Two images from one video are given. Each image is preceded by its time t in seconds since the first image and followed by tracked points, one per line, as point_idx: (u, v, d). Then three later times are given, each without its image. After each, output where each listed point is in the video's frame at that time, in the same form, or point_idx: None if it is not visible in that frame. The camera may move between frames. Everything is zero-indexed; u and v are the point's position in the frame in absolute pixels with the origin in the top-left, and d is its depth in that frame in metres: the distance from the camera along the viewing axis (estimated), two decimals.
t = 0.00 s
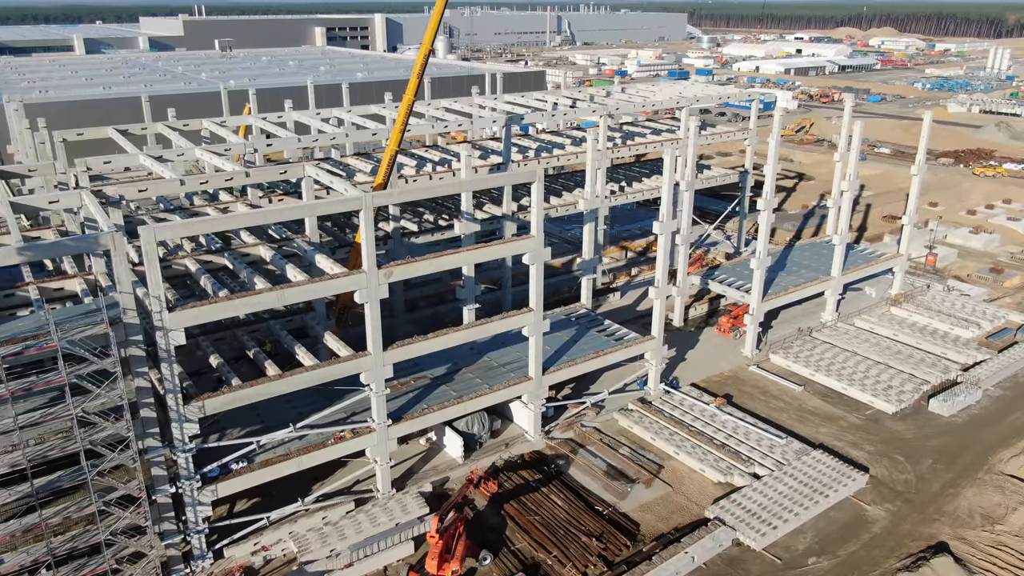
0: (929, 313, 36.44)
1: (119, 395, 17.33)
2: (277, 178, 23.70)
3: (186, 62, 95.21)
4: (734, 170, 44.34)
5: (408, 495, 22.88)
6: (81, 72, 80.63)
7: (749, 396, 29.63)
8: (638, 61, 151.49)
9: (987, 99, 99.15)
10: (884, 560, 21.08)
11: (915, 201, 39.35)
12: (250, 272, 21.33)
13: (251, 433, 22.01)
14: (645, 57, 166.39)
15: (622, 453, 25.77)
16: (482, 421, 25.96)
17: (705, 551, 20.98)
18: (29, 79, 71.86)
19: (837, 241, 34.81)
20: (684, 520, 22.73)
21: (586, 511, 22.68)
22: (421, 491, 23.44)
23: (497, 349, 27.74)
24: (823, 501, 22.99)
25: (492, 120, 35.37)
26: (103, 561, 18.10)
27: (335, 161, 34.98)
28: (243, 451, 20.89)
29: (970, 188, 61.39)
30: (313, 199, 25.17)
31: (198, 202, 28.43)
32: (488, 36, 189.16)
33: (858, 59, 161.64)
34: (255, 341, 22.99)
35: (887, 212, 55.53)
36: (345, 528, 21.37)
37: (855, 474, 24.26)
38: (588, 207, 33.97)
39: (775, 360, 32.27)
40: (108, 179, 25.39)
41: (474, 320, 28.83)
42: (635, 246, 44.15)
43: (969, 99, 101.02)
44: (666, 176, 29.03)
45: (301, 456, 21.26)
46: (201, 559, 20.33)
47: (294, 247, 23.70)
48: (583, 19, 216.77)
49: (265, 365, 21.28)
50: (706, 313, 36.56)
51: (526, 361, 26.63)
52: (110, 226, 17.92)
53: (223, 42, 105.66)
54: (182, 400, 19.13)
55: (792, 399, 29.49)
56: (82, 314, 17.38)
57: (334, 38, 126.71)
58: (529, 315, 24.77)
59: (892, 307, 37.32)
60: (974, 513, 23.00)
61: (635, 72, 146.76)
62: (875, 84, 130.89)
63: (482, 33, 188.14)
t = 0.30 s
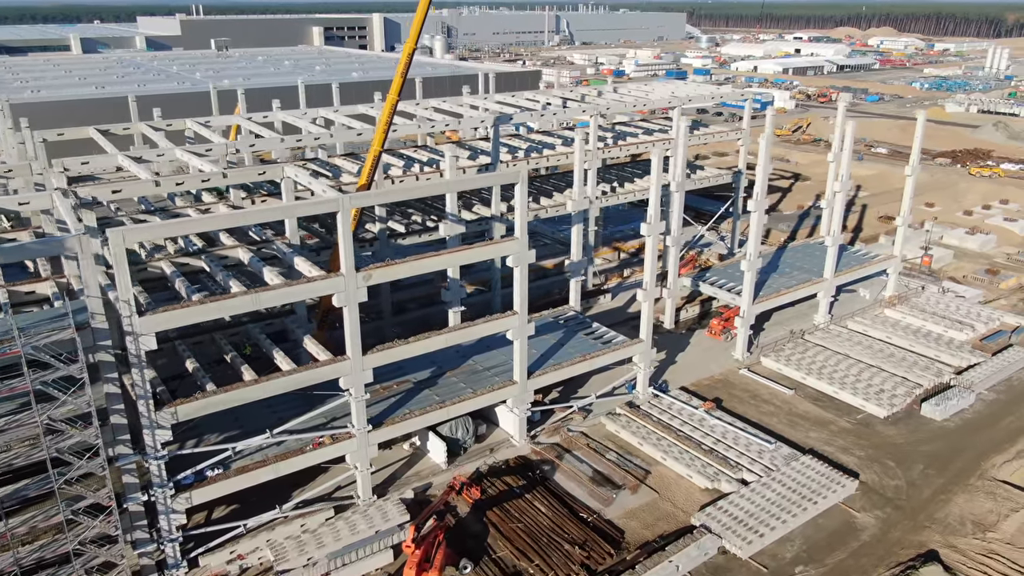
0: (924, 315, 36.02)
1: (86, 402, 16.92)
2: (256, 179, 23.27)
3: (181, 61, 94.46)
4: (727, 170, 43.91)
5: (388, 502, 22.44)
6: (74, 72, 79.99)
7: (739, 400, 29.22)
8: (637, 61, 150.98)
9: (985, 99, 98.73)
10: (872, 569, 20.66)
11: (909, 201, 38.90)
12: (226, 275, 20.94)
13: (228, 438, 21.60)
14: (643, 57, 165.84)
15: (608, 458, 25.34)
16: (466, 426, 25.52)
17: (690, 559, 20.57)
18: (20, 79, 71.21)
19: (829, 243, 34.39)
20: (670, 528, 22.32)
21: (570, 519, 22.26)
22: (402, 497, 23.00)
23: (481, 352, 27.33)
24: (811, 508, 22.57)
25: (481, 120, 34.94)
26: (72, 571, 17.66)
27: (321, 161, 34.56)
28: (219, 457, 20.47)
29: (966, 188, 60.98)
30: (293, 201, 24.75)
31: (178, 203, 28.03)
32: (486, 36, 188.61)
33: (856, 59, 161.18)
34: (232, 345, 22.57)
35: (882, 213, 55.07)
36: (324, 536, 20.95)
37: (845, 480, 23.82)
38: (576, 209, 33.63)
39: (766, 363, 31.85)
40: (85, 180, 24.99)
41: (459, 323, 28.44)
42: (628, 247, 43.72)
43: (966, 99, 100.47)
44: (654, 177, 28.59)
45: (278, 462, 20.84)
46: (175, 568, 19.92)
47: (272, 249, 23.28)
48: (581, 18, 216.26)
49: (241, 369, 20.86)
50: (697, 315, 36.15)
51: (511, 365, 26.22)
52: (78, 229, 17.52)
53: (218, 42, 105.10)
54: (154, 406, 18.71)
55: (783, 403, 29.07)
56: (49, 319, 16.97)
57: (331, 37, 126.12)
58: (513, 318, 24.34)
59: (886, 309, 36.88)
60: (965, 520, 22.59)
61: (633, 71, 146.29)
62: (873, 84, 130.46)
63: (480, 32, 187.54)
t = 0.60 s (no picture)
0: (917, 317, 35.61)
1: (52, 409, 16.53)
2: (233, 180, 22.84)
3: (176, 61, 93.79)
4: (720, 171, 43.53)
5: (368, 509, 22.03)
6: (67, 72, 79.47)
7: (729, 404, 28.81)
8: (635, 61, 150.53)
9: (983, 99, 98.30)
10: None
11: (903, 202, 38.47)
12: (201, 278, 20.58)
13: (204, 445, 21.20)
14: (641, 56, 165.37)
15: (594, 464, 24.93)
16: (449, 431, 25.13)
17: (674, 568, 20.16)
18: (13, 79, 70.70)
19: (822, 244, 33.96)
20: (655, 536, 21.91)
21: (553, 526, 21.84)
22: (383, 504, 22.60)
23: (466, 356, 26.94)
24: (799, 515, 22.16)
25: (468, 120, 34.50)
26: None
27: (307, 162, 34.18)
28: (193, 464, 20.07)
29: (963, 188, 60.56)
30: (272, 202, 24.33)
31: (159, 205, 27.64)
32: (485, 35, 188.09)
33: (855, 58, 160.73)
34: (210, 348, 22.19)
35: (878, 214, 54.63)
36: (301, 544, 20.55)
37: (833, 486, 23.39)
38: (564, 210, 33.41)
39: (756, 366, 31.45)
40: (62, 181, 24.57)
41: (444, 326, 28.16)
42: (620, 248, 43.30)
43: (964, 99, 99.97)
44: (640, 179, 28.17)
45: (254, 469, 20.44)
46: None
47: (251, 252, 22.93)
48: (580, 18, 215.81)
49: (217, 375, 20.45)
50: (688, 318, 35.75)
51: (496, 369, 25.81)
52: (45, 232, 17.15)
53: (216, 41, 104.59)
54: (125, 412, 18.32)
55: (773, 407, 28.66)
56: (14, 324, 16.60)
57: (329, 37, 125.74)
58: (496, 322, 23.93)
59: (879, 311, 36.47)
60: (955, 528, 22.18)
61: (631, 71, 146.00)
62: (872, 84, 130.06)
63: (479, 32, 186.93)
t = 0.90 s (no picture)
0: (911, 319, 35.19)
1: (17, 416, 16.12)
2: (209, 181, 22.45)
3: (171, 61, 93.09)
4: (713, 171, 43.14)
5: (347, 516, 21.61)
6: (60, 72, 78.93)
7: (718, 408, 28.41)
8: (633, 61, 149.91)
9: (981, 99, 97.88)
10: None
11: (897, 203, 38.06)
12: (175, 282, 20.23)
13: (179, 451, 20.78)
14: (640, 56, 164.89)
15: (580, 470, 24.53)
16: (432, 436, 24.72)
17: None
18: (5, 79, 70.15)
19: (814, 246, 33.56)
20: (640, 543, 21.50)
21: (535, 534, 21.42)
22: (362, 511, 22.18)
23: (450, 360, 26.55)
24: (786, 523, 21.74)
25: (455, 120, 34.07)
26: None
27: (292, 163, 33.88)
28: (166, 471, 19.64)
29: (960, 189, 60.13)
30: (250, 204, 23.95)
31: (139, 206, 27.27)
32: (483, 35, 187.52)
33: (854, 58, 160.25)
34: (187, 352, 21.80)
35: (874, 215, 54.22)
36: (277, 553, 20.13)
37: (822, 493, 22.98)
38: (550, 212, 33.18)
39: (747, 370, 31.05)
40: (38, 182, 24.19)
41: (428, 330, 27.83)
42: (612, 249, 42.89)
43: (962, 99, 99.49)
44: (627, 180, 27.78)
45: (229, 476, 20.02)
46: None
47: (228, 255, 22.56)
48: (579, 18, 215.34)
49: (191, 380, 20.04)
50: (679, 321, 35.36)
51: (480, 373, 25.40)
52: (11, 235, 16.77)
53: (212, 41, 104.06)
54: (94, 419, 17.92)
55: (763, 411, 28.26)
56: None
57: (326, 37, 125.27)
58: (479, 326, 23.52)
59: (873, 313, 36.06)
60: (946, 536, 21.77)
61: (629, 71, 145.60)
62: (871, 84, 129.60)
63: (477, 32, 186.30)
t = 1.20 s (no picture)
0: (904, 322, 34.79)
1: None
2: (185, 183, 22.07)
3: (167, 61, 92.53)
4: (705, 172, 42.76)
5: (326, 524, 21.21)
6: (53, 72, 78.44)
7: (707, 413, 27.99)
8: (632, 61, 149.40)
9: (979, 99, 97.52)
10: None
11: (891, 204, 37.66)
12: (148, 286, 19.89)
13: (153, 458, 20.35)
14: (638, 56, 164.47)
15: (564, 477, 24.10)
16: (415, 442, 24.29)
17: None
18: None
19: (805, 248, 33.15)
20: (624, 552, 21.08)
21: (517, 543, 21.00)
22: (341, 519, 21.77)
23: (434, 364, 26.15)
24: (773, 531, 21.32)
25: (443, 120, 33.66)
26: None
27: (278, 164, 33.50)
28: (138, 480, 19.21)
29: (956, 189, 59.70)
30: (228, 205, 23.59)
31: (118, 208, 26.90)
32: (482, 35, 187.08)
33: (853, 57, 159.90)
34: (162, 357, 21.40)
35: (869, 215, 53.82)
36: (253, 563, 19.71)
37: (810, 500, 22.57)
38: (538, 213, 32.88)
39: (737, 373, 30.64)
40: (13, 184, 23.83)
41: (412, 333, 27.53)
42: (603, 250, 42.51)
43: (960, 99, 99.06)
44: (614, 182, 27.40)
45: (203, 484, 19.59)
46: None
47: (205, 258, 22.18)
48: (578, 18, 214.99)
49: (165, 386, 19.62)
50: (669, 323, 34.96)
51: (463, 378, 24.99)
52: None
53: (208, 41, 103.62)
54: (62, 427, 17.49)
55: (752, 416, 27.86)
56: None
57: (324, 36, 124.85)
58: (461, 330, 23.08)
59: (866, 316, 35.66)
60: (935, 544, 21.36)
61: (627, 71, 145.28)
62: (869, 83, 129.24)
63: (475, 31, 185.87)
